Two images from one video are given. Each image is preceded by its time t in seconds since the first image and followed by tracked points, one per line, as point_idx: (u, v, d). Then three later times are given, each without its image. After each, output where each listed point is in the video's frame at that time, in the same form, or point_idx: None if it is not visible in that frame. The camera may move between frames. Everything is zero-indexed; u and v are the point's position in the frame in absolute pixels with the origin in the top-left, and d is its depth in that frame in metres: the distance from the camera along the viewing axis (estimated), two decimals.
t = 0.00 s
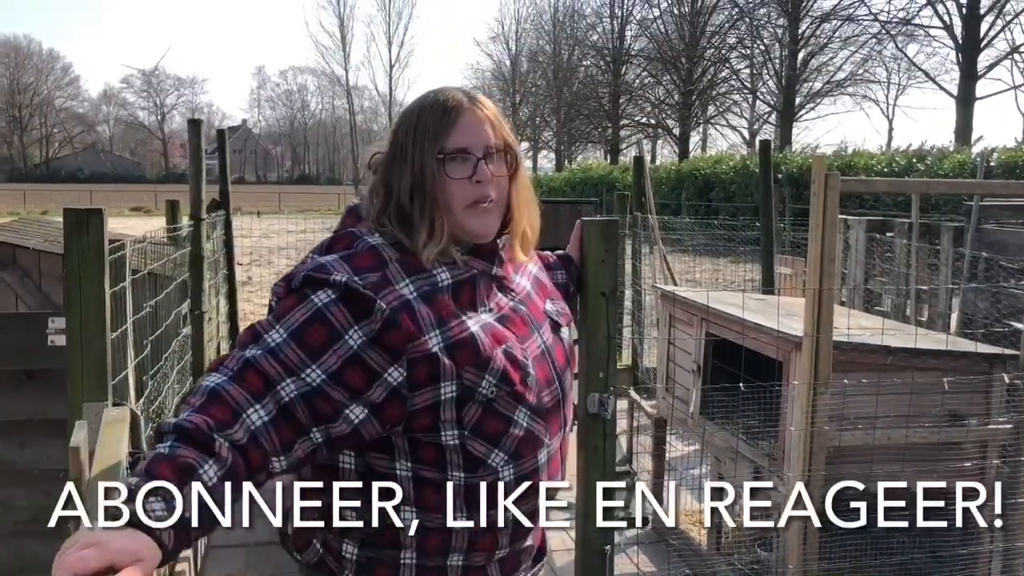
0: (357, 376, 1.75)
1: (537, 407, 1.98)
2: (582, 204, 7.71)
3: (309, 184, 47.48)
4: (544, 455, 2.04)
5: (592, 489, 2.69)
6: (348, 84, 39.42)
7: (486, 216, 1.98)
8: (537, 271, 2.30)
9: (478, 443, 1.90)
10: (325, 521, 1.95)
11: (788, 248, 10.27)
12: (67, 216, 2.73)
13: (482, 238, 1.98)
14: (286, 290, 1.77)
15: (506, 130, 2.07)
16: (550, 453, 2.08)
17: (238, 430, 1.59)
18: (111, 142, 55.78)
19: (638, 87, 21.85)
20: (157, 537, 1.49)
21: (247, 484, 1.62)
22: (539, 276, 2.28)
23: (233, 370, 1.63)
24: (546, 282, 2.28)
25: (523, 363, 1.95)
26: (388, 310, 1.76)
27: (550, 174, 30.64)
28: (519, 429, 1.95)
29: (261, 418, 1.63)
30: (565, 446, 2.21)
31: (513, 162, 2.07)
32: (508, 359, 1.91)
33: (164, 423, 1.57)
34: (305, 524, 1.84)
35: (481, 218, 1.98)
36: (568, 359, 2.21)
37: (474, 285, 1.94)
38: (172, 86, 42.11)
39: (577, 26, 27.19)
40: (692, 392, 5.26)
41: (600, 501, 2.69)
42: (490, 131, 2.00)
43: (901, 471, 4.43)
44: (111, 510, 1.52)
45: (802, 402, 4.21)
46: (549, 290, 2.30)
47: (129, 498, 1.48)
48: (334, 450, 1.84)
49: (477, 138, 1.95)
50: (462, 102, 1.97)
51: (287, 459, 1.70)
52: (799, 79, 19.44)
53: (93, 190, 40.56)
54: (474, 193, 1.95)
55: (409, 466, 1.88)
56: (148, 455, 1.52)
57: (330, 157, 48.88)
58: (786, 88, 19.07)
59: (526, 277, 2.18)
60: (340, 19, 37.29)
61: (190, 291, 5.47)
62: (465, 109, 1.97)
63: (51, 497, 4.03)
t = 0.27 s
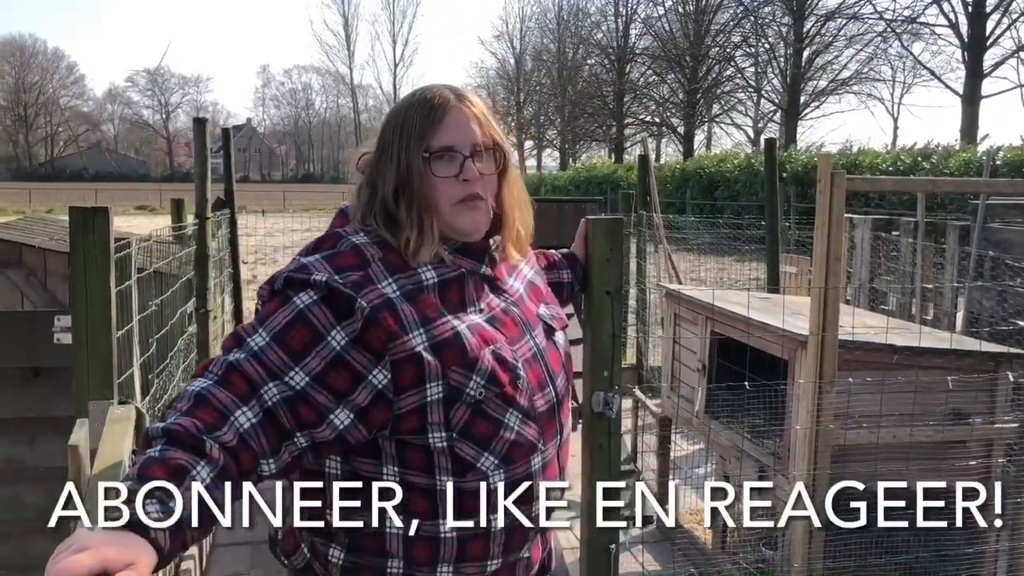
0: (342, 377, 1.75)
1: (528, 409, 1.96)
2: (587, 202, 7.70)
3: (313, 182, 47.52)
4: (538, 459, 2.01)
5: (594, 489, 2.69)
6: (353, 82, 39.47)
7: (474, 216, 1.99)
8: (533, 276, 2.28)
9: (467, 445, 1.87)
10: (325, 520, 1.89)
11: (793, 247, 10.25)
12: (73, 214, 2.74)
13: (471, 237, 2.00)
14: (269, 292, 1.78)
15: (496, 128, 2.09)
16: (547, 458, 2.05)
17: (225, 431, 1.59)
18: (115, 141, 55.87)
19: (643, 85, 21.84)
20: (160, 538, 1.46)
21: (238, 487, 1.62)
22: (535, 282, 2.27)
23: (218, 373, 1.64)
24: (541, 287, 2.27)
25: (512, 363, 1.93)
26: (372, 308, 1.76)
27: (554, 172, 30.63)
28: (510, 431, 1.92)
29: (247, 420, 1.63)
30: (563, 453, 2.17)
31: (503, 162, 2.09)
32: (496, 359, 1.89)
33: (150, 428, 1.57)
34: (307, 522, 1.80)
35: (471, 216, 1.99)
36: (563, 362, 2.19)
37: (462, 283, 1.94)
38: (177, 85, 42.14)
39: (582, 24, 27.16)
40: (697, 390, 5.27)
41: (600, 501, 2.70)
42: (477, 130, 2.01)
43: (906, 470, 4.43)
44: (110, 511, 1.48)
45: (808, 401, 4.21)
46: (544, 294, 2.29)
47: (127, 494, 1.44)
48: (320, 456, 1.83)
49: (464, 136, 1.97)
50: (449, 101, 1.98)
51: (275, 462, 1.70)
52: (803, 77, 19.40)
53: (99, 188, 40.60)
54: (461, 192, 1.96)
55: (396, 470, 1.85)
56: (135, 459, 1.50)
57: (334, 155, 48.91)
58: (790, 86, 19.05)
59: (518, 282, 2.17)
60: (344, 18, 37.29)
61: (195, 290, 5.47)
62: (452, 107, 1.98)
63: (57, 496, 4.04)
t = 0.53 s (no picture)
0: (333, 376, 1.74)
1: (526, 402, 1.94)
2: (592, 201, 7.68)
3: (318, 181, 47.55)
4: (540, 454, 1.98)
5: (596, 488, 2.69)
6: (357, 81, 39.45)
7: (460, 219, 1.98)
8: (528, 274, 2.28)
9: (464, 441, 1.85)
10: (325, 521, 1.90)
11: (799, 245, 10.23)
12: (77, 213, 2.74)
13: (460, 239, 1.99)
14: (260, 299, 1.78)
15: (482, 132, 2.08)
16: (549, 452, 2.02)
17: (221, 433, 1.60)
18: (120, 140, 55.94)
19: (648, 84, 21.80)
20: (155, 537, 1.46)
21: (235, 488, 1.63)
22: (530, 281, 2.27)
23: (212, 378, 1.65)
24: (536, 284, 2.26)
25: (506, 357, 1.92)
26: (360, 307, 1.75)
27: (559, 171, 30.61)
28: (508, 425, 1.90)
29: (241, 422, 1.64)
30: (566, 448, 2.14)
31: (491, 164, 2.08)
32: (490, 353, 1.87)
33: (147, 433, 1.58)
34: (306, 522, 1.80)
35: (458, 219, 1.98)
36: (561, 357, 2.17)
37: (452, 282, 1.93)
38: (182, 84, 42.16)
39: (586, 23, 27.13)
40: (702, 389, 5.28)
41: (601, 501, 2.69)
42: (462, 133, 2.00)
43: (912, 470, 4.41)
44: (111, 510, 1.49)
45: (812, 399, 4.20)
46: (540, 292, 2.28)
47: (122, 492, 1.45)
48: (316, 457, 1.83)
49: (447, 139, 1.96)
50: (432, 104, 1.98)
51: (271, 464, 1.71)
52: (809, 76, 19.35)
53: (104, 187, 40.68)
54: (446, 195, 1.95)
55: (393, 471, 1.84)
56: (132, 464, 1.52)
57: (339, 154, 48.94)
58: (796, 85, 19.00)
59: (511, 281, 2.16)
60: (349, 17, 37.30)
61: (200, 289, 5.47)
62: (433, 111, 1.98)
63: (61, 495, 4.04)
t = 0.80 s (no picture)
0: (340, 372, 1.73)
1: (532, 397, 1.93)
2: (596, 201, 7.69)
3: (323, 181, 47.61)
4: (548, 450, 1.97)
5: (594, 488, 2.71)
6: (362, 80, 39.49)
7: (467, 215, 1.98)
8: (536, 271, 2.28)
9: (470, 435, 1.84)
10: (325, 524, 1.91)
11: (802, 245, 10.22)
12: (80, 211, 2.75)
13: (466, 235, 1.98)
14: (268, 298, 1.78)
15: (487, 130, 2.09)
16: (557, 449, 2.01)
17: (234, 429, 1.59)
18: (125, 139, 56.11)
19: (652, 84, 21.80)
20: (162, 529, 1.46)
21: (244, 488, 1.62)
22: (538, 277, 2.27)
23: (222, 375, 1.64)
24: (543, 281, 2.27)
25: (512, 351, 1.91)
26: (366, 300, 1.74)
27: (563, 171, 30.61)
28: (514, 420, 1.89)
29: (253, 417, 1.63)
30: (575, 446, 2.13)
31: (497, 160, 2.09)
32: (496, 347, 1.87)
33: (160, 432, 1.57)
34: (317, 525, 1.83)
35: (466, 214, 1.98)
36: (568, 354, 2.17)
37: (459, 276, 1.92)
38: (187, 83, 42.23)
39: (590, 23, 27.12)
40: (706, 388, 5.33)
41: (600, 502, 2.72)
42: (467, 130, 2.01)
43: (914, 469, 4.41)
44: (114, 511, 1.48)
45: (815, 398, 4.20)
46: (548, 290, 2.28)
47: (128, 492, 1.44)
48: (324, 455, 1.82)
49: (452, 137, 1.97)
50: (437, 102, 1.99)
51: (283, 460, 1.70)
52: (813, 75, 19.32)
53: (109, 187, 40.73)
54: (452, 191, 1.95)
55: (399, 466, 1.84)
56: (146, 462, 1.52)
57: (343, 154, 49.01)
58: (800, 84, 18.98)
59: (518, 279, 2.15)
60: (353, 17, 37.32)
61: (205, 288, 5.49)
62: (439, 108, 1.98)
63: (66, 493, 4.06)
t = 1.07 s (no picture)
0: (358, 380, 1.66)
1: (557, 421, 1.85)
2: (598, 201, 7.69)
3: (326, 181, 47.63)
4: (570, 476, 1.89)
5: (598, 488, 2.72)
6: (365, 80, 39.56)
7: (501, 227, 1.89)
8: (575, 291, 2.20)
9: (486, 454, 1.77)
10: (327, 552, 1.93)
11: (805, 245, 10.21)
12: (84, 211, 2.77)
13: (499, 249, 1.90)
14: (292, 300, 1.71)
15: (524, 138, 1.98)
16: (582, 477, 1.92)
17: (248, 429, 1.53)
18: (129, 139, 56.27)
19: (655, 84, 21.82)
20: (183, 542, 1.39)
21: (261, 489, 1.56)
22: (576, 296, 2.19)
23: (239, 373, 1.58)
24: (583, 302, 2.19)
25: (539, 373, 1.83)
26: (391, 309, 1.68)
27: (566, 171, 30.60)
28: (533, 442, 1.81)
29: (268, 419, 1.56)
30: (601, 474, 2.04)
31: (533, 173, 1.99)
32: (520, 366, 1.79)
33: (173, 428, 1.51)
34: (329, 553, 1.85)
35: (500, 227, 1.89)
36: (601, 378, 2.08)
37: (489, 291, 1.84)
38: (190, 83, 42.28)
39: (593, 23, 27.11)
40: (708, 388, 5.33)
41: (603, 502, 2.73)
42: (503, 139, 1.91)
43: (916, 470, 4.40)
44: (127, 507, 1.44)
45: (817, 399, 4.20)
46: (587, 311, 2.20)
47: (137, 492, 1.40)
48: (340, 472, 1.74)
49: (486, 146, 1.87)
50: (472, 110, 1.89)
51: (297, 462, 1.63)
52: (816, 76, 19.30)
53: (112, 187, 40.77)
54: (486, 204, 1.87)
55: (413, 477, 1.76)
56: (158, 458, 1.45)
57: (346, 154, 49.06)
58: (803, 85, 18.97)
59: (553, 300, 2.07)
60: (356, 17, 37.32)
61: (207, 288, 5.49)
62: (473, 118, 1.88)
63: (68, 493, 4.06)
